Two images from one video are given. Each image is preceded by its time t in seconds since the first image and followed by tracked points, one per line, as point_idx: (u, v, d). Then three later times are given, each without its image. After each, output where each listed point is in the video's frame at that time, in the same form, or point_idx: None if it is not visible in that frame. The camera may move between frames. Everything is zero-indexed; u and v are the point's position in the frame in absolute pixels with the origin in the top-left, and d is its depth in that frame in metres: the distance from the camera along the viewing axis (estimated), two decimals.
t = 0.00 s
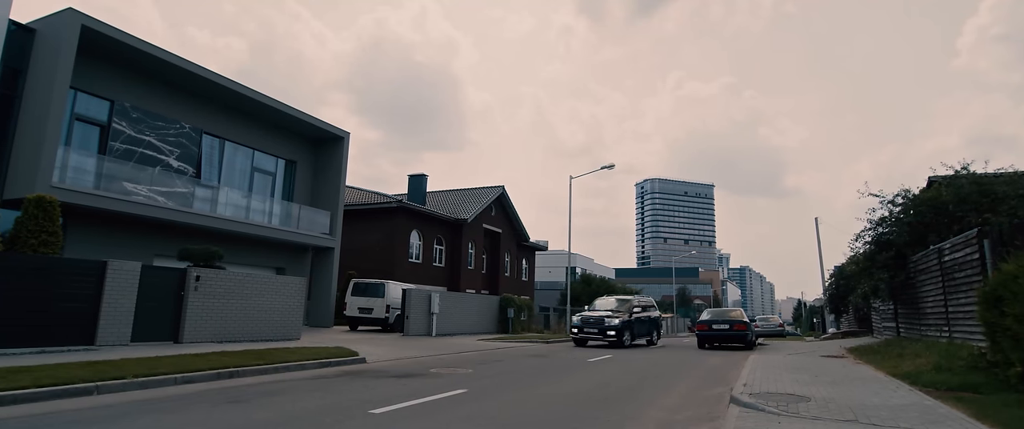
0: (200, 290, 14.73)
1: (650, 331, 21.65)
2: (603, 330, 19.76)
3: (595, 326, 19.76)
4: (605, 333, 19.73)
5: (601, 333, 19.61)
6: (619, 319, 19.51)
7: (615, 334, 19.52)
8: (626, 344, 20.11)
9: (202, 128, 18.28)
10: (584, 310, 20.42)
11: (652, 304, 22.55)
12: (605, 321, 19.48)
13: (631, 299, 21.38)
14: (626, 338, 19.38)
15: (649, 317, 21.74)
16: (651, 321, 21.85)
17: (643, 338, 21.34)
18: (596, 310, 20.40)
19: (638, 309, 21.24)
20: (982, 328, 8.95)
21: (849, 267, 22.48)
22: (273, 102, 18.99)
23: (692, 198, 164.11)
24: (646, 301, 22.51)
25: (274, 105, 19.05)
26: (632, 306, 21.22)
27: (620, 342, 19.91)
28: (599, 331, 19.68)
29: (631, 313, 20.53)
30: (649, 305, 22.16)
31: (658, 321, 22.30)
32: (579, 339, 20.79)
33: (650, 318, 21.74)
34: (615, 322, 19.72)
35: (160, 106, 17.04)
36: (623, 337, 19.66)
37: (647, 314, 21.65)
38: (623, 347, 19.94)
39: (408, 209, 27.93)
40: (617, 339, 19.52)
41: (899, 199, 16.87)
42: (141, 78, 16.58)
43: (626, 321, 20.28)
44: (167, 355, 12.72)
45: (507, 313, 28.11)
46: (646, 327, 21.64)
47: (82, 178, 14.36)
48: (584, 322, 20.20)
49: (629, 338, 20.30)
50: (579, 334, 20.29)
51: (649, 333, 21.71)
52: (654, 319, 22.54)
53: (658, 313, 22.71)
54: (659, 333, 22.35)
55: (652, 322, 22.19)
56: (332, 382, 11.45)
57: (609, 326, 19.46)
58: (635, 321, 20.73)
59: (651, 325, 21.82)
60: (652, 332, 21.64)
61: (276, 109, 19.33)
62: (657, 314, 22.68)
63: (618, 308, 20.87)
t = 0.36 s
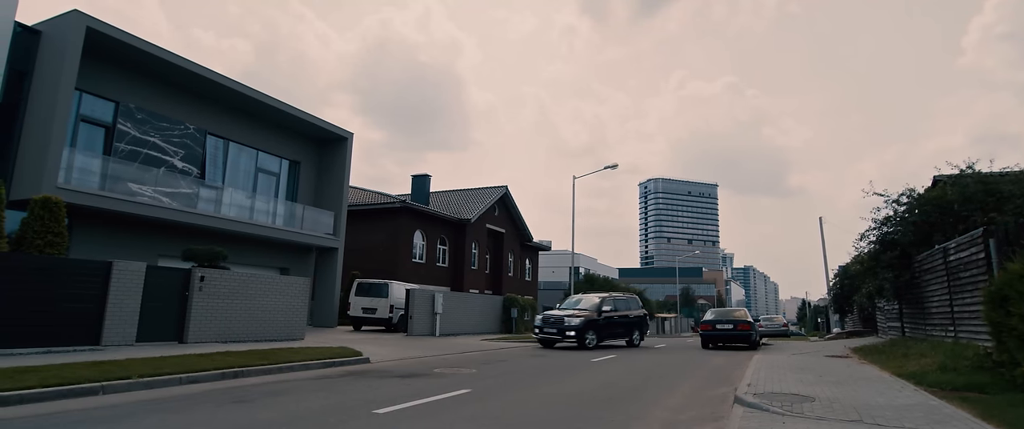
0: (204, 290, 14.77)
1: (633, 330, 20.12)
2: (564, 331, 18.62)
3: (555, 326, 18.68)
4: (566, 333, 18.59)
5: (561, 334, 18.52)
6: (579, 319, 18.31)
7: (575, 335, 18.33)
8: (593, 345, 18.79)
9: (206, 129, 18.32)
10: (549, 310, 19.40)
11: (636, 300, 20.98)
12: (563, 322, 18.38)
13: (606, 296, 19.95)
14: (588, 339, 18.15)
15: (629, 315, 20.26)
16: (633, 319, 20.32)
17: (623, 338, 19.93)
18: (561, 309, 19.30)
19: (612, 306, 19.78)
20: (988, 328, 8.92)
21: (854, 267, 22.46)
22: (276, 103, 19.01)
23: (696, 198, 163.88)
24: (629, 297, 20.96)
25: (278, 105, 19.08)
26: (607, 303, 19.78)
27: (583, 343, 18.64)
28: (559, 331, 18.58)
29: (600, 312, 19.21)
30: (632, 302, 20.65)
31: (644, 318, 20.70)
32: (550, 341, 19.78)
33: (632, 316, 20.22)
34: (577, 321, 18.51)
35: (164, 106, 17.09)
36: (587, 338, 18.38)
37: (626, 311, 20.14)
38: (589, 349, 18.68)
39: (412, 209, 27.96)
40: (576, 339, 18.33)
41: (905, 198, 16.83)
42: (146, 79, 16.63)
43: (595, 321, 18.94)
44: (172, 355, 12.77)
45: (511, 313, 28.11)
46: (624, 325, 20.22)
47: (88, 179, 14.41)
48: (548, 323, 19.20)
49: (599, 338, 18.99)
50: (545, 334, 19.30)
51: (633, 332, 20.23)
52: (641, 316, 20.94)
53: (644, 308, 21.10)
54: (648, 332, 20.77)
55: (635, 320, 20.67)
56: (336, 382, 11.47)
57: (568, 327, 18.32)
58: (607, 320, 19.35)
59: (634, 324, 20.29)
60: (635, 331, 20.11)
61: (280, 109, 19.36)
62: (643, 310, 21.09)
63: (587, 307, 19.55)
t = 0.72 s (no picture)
0: (235, 292, 15.13)
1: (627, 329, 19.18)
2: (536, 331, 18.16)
3: (527, 326, 18.33)
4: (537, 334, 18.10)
5: (531, 334, 18.11)
6: (548, 319, 17.77)
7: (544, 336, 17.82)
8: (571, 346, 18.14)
9: (236, 134, 18.74)
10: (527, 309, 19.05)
11: (633, 297, 19.94)
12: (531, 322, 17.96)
13: (592, 293, 19.13)
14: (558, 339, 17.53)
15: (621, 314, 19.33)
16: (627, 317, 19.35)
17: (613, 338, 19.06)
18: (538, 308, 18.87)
19: (597, 304, 18.92)
20: None
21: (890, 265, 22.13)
22: (303, 108, 19.36)
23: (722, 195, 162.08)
24: (625, 295, 19.97)
25: (304, 110, 19.42)
26: (593, 301, 18.94)
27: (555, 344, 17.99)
28: (530, 331, 18.20)
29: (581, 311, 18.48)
30: (627, 300, 19.65)
31: (642, 316, 19.67)
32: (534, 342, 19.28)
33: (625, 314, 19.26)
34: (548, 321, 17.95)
35: (195, 113, 17.53)
36: (559, 337, 17.76)
37: (615, 309, 19.20)
38: (564, 349, 18.07)
39: (436, 210, 28.21)
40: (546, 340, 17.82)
41: (942, 193, 16.52)
42: (177, 87, 17.07)
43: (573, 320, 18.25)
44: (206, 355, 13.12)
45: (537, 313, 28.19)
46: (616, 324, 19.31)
47: (124, 185, 14.86)
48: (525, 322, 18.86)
49: (580, 338, 18.24)
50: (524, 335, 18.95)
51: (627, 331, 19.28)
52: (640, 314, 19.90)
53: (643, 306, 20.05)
54: (646, 331, 19.73)
55: (631, 319, 19.70)
56: (364, 382, 11.67)
57: (536, 327, 17.90)
58: (590, 318, 18.57)
59: (628, 322, 19.36)
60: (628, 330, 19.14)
61: (306, 114, 19.70)
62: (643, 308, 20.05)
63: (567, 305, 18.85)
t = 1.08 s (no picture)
0: (292, 295, 15.72)
1: (637, 330, 18.63)
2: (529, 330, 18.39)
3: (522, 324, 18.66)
4: (531, 332, 18.33)
5: (525, 333, 18.41)
6: (536, 318, 17.89)
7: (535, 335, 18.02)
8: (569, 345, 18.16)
9: (289, 143, 19.45)
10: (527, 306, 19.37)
11: (649, 295, 19.15)
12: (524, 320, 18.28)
13: (596, 292, 18.77)
14: (549, 340, 17.66)
15: (630, 314, 18.74)
16: (637, 318, 18.74)
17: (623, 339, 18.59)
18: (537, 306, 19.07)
19: (600, 302, 18.55)
20: None
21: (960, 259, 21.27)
22: (352, 115, 19.93)
23: (773, 190, 157.95)
24: (640, 293, 19.24)
25: (353, 117, 19.99)
26: (597, 300, 18.57)
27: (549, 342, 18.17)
28: (523, 329, 18.52)
29: (579, 310, 18.22)
30: (640, 300, 18.97)
31: (655, 316, 18.90)
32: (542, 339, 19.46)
33: (634, 314, 18.68)
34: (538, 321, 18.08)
35: (251, 124, 18.28)
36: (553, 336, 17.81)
37: (621, 309, 18.66)
38: (559, 348, 18.08)
39: (482, 212, 28.55)
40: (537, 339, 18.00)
41: (1018, 182, 15.92)
42: (234, 100, 17.84)
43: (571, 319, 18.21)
44: (266, 356, 13.70)
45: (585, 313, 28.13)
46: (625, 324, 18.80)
47: (187, 194, 15.64)
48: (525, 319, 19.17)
49: (579, 337, 18.12)
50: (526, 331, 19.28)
51: (638, 331, 18.70)
52: (656, 313, 19.12)
53: (660, 305, 19.23)
54: (662, 331, 19.00)
55: (644, 319, 19.01)
56: (416, 382, 11.98)
57: (527, 325, 18.18)
58: (590, 317, 18.30)
59: (639, 322, 18.76)
60: (636, 330, 18.57)
61: (355, 121, 20.28)
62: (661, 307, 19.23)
63: (567, 304, 18.71)
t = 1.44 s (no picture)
0: (357, 298, 16.29)
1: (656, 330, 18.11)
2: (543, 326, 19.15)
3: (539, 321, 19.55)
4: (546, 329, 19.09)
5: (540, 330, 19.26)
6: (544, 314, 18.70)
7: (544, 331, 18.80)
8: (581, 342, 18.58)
9: (350, 151, 20.15)
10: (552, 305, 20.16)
11: (675, 294, 18.29)
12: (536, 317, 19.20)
13: (613, 289, 18.66)
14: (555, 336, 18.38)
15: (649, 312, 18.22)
16: (657, 317, 18.14)
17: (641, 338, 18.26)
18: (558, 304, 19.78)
19: (615, 300, 18.43)
20: None
21: None
22: (409, 122, 20.47)
23: (842, 181, 151.70)
24: (666, 291, 18.47)
25: (411, 124, 20.53)
26: (611, 298, 18.51)
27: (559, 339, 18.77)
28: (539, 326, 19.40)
29: (587, 308, 18.41)
30: (662, 299, 18.22)
31: (677, 315, 18.08)
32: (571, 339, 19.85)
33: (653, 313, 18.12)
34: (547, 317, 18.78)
35: (315, 135, 19.06)
36: (560, 332, 18.41)
37: (639, 309, 18.22)
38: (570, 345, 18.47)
39: (539, 212, 28.74)
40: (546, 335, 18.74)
41: None
42: (298, 112, 18.66)
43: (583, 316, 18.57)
44: (334, 357, 14.26)
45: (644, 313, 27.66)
46: (644, 323, 18.37)
47: (258, 204, 16.44)
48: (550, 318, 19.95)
49: (590, 335, 18.35)
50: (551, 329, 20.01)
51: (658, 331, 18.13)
52: (683, 311, 18.23)
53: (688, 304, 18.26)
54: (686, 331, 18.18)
55: (668, 318, 18.28)
56: (479, 383, 12.24)
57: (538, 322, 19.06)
58: (601, 314, 18.38)
59: (659, 321, 18.18)
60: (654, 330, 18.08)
61: (413, 128, 20.81)
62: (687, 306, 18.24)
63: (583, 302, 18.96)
